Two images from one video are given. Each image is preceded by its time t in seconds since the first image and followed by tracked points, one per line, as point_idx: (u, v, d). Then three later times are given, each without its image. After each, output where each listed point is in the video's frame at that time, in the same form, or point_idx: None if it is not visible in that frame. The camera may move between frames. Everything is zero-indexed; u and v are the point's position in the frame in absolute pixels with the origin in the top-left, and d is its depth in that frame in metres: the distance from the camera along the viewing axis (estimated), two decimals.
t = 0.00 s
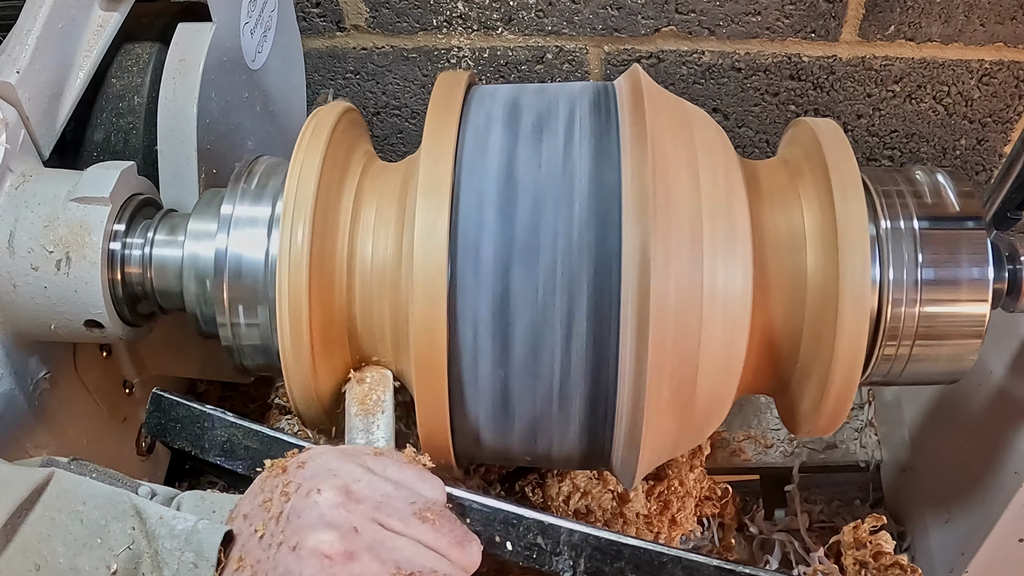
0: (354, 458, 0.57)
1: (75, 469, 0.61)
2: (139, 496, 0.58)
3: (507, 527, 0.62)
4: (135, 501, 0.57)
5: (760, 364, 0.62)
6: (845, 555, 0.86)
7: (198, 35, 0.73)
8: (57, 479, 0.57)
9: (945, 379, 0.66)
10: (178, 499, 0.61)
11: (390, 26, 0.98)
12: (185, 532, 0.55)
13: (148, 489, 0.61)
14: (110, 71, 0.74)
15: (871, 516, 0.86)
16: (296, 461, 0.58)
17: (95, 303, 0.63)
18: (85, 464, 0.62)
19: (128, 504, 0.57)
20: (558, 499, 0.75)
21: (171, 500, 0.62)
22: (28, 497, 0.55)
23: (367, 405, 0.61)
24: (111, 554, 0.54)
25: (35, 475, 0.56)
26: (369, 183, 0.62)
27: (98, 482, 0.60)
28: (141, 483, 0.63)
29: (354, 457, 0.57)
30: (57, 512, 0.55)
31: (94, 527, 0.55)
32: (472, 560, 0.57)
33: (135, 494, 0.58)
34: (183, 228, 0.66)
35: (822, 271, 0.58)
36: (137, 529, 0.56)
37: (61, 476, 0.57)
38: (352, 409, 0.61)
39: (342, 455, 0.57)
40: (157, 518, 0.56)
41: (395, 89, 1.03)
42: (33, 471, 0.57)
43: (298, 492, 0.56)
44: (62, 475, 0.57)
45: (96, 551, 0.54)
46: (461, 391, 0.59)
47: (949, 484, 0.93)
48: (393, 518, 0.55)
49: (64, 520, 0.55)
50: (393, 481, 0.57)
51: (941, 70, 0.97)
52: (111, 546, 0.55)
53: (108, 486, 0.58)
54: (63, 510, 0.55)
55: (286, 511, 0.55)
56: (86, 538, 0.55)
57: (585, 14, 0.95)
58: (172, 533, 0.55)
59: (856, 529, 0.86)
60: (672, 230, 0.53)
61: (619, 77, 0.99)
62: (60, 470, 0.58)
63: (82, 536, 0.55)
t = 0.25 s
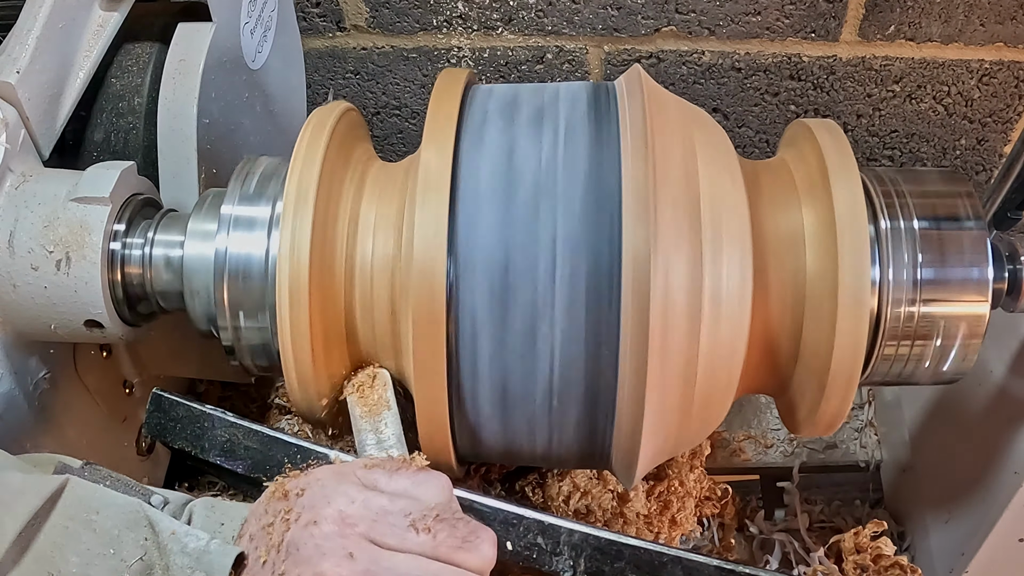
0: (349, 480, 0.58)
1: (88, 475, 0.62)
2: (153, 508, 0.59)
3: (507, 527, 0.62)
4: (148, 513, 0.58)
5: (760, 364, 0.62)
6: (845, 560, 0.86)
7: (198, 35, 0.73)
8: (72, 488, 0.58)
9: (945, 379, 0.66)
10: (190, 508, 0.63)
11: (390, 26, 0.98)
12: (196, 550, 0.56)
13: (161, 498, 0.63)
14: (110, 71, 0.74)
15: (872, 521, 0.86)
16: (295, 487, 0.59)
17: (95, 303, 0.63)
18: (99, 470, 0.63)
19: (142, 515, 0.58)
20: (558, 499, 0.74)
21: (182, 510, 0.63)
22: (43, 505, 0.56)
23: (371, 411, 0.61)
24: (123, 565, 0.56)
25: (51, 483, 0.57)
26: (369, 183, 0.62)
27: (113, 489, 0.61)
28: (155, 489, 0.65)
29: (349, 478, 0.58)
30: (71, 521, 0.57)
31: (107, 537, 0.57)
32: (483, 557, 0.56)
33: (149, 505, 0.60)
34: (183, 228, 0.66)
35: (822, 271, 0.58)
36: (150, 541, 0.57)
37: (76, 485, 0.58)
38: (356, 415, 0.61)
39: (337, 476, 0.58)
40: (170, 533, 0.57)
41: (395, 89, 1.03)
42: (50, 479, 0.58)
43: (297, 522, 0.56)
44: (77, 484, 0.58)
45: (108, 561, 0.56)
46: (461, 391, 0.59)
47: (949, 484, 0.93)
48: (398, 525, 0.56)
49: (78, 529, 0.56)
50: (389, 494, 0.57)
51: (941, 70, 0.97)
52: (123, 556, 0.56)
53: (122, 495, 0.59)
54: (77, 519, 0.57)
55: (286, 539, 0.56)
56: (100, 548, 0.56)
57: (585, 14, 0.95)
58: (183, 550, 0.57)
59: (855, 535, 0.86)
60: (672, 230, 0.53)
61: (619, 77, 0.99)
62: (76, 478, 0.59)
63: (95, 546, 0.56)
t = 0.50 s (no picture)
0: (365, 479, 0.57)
1: (101, 494, 0.62)
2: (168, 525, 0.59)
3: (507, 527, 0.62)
4: (164, 530, 0.58)
5: (760, 364, 0.62)
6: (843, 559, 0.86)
7: (198, 35, 0.73)
8: (85, 507, 0.58)
9: (946, 379, 0.66)
10: (204, 524, 0.63)
11: (390, 26, 0.98)
12: (215, 561, 0.57)
13: (175, 514, 0.63)
14: (110, 70, 0.74)
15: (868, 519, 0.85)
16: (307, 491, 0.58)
17: (95, 303, 0.63)
18: (111, 488, 0.64)
19: (158, 532, 0.58)
20: (558, 499, 0.74)
21: (197, 526, 0.63)
22: (56, 525, 0.57)
23: (371, 413, 0.61)
24: None
25: (64, 501, 0.58)
26: (368, 184, 0.62)
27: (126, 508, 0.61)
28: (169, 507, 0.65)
29: (363, 477, 0.58)
30: (86, 540, 0.57)
31: (123, 555, 0.57)
32: (502, 550, 0.56)
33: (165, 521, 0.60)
34: (183, 228, 0.66)
35: (822, 271, 0.58)
36: (166, 558, 0.57)
37: (88, 503, 0.59)
38: (355, 420, 0.61)
39: (350, 476, 0.58)
40: (187, 547, 0.57)
41: (395, 89, 1.03)
42: (62, 499, 0.58)
43: (315, 525, 0.56)
44: (90, 502, 0.59)
45: None
46: (461, 391, 0.59)
47: (949, 484, 0.93)
48: (417, 521, 0.56)
49: (94, 547, 0.57)
50: (405, 491, 0.57)
51: (941, 70, 0.97)
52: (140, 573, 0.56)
53: (137, 513, 0.60)
54: (92, 538, 0.57)
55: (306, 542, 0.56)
56: (116, 566, 0.56)
57: (585, 14, 0.95)
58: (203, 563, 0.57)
59: (853, 534, 0.86)
60: (672, 230, 0.53)
61: (619, 77, 0.99)
62: (87, 498, 0.59)
63: (111, 564, 0.56)
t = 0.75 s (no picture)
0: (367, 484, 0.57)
1: (96, 514, 0.63)
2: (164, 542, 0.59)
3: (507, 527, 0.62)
4: (160, 547, 0.59)
5: (760, 364, 0.62)
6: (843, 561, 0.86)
7: (198, 35, 0.73)
8: (79, 527, 0.59)
9: (946, 379, 0.65)
10: (202, 542, 0.62)
11: (390, 26, 0.98)
12: None
13: (171, 533, 0.63)
14: (110, 71, 0.74)
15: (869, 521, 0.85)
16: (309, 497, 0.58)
17: (95, 303, 0.63)
18: (106, 509, 0.64)
19: (153, 550, 0.59)
20: (559, 499, 0.74)
21: (195, 544, 0.62)
22: (50, 545, 0.57)
23: (367, 420, 0.61)
24: None
25: (57, 522, 0.59)
26: (368, 184, 0.62)
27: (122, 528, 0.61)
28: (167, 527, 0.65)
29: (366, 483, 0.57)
30: (82, 559, 0.58)
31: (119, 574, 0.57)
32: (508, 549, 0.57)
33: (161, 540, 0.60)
34: (183, 228, 0.66)
35: (822, 271, 0.58)
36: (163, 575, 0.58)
37: (82, 524, 0.59)
38: (353, 429, 0.61)
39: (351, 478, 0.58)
40: (185, 563, 0.58)
41: (395, 88, 1.03)
42: (57, 519, 0.59)
43: (320, 533, 0.56)
44: (84, 523, 0.59)
45: None
46: (461, 391, 0.59)
47: (948, 484, 0.93)
48: (422, 522, 0.56)
49: (89, 567, 0.57)
50: (406, 491, 0.57)
51: (941, 70, 0.97)
52: None
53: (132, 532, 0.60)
54: (87, 557, 0.58)
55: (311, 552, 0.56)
56: None
57: (585, 14, 0.95)
58: None
59: (853, 537, 0.85)
60: (672, 230, 0.53)
61: (619, 77, 0.99)
62: (82, 518, 0.60)
63: None
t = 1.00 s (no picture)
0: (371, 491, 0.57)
1: (90, 536, 0.62)
2: (160, 562, 0.59)
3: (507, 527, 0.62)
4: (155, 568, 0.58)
5: (760, 364, 0.62)
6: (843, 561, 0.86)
7: (198, 35, 0.73)
8: (72, 549, 0.59)
9: (946, 379, 0.65)
10: (198, 561, 0.61)
11: (390, 26, 0.98)
12: None
13: (168, 553, 0.62)
14: (110, 71, 0.74)
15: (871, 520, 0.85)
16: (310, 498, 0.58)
17: (95, 303, 0.63)
18: (99, 531, 0.64)
19: (149, 570, 0.58)
20: (559, 500, 0.74)
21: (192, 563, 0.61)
22: (45, 566, 0.57)
23: (364, 429, 0.61)
24: None
25: (51, 544, 0.58)
26: (368, 184, 0.62)
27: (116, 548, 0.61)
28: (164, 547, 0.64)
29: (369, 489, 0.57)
30: None
31: None
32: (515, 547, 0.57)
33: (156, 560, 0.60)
34: (182, 228, 0.66)
35: (822, 270, 0.58)
36: None
37: (76, 546, 0.59)
38: (352, 439, 0.61)
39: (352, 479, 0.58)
40: None
41: (395, 89, 1.03)
42: (50, 541, 0.58)
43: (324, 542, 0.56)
44: (78, 544, 0.59)
45: None
46: (461, 391, 0.59)
47: (948, 484, 0.93)
48: (428, 527, 0.56)
49: None
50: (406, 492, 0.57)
51: (941, 70, 0.97)
52: None
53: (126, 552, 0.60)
54: None
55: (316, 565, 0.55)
56: None
57: (585, 14, 0.95)
58: None
59: (853, 536, 0.85)
60: (672, 230, 0.53)
61: (619, 77, 0.99)
62: (75, 539, 0.59)
63: None
